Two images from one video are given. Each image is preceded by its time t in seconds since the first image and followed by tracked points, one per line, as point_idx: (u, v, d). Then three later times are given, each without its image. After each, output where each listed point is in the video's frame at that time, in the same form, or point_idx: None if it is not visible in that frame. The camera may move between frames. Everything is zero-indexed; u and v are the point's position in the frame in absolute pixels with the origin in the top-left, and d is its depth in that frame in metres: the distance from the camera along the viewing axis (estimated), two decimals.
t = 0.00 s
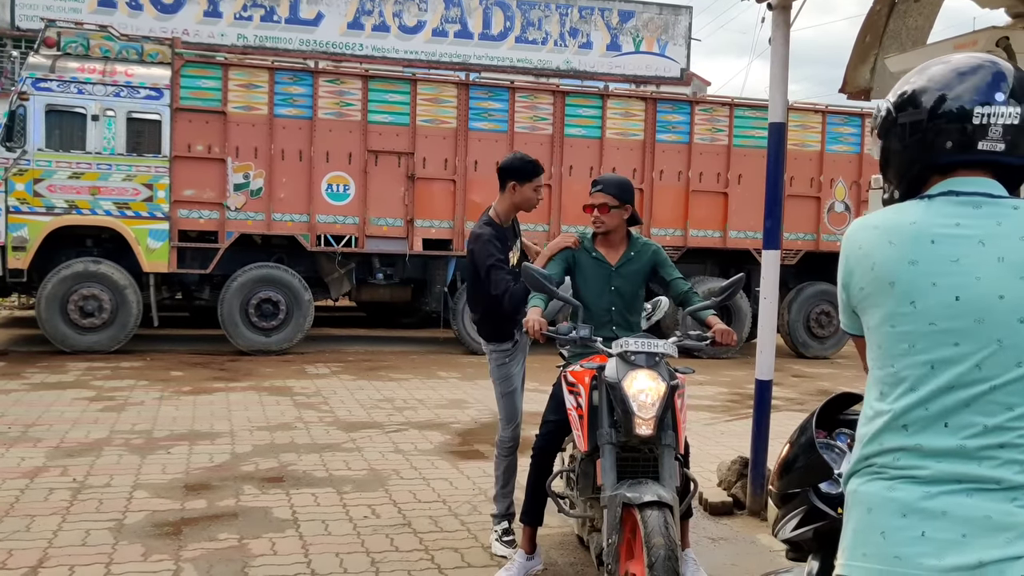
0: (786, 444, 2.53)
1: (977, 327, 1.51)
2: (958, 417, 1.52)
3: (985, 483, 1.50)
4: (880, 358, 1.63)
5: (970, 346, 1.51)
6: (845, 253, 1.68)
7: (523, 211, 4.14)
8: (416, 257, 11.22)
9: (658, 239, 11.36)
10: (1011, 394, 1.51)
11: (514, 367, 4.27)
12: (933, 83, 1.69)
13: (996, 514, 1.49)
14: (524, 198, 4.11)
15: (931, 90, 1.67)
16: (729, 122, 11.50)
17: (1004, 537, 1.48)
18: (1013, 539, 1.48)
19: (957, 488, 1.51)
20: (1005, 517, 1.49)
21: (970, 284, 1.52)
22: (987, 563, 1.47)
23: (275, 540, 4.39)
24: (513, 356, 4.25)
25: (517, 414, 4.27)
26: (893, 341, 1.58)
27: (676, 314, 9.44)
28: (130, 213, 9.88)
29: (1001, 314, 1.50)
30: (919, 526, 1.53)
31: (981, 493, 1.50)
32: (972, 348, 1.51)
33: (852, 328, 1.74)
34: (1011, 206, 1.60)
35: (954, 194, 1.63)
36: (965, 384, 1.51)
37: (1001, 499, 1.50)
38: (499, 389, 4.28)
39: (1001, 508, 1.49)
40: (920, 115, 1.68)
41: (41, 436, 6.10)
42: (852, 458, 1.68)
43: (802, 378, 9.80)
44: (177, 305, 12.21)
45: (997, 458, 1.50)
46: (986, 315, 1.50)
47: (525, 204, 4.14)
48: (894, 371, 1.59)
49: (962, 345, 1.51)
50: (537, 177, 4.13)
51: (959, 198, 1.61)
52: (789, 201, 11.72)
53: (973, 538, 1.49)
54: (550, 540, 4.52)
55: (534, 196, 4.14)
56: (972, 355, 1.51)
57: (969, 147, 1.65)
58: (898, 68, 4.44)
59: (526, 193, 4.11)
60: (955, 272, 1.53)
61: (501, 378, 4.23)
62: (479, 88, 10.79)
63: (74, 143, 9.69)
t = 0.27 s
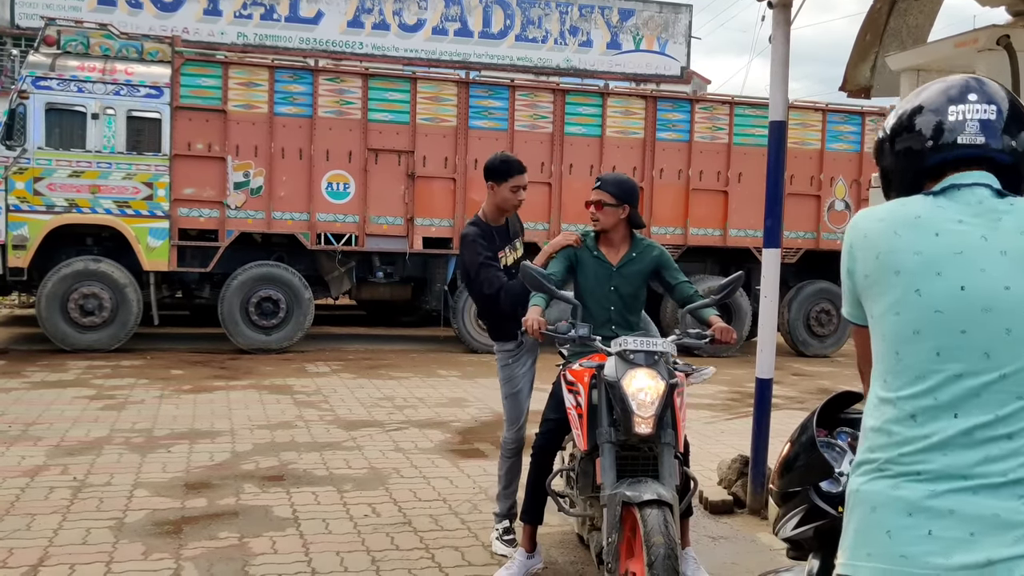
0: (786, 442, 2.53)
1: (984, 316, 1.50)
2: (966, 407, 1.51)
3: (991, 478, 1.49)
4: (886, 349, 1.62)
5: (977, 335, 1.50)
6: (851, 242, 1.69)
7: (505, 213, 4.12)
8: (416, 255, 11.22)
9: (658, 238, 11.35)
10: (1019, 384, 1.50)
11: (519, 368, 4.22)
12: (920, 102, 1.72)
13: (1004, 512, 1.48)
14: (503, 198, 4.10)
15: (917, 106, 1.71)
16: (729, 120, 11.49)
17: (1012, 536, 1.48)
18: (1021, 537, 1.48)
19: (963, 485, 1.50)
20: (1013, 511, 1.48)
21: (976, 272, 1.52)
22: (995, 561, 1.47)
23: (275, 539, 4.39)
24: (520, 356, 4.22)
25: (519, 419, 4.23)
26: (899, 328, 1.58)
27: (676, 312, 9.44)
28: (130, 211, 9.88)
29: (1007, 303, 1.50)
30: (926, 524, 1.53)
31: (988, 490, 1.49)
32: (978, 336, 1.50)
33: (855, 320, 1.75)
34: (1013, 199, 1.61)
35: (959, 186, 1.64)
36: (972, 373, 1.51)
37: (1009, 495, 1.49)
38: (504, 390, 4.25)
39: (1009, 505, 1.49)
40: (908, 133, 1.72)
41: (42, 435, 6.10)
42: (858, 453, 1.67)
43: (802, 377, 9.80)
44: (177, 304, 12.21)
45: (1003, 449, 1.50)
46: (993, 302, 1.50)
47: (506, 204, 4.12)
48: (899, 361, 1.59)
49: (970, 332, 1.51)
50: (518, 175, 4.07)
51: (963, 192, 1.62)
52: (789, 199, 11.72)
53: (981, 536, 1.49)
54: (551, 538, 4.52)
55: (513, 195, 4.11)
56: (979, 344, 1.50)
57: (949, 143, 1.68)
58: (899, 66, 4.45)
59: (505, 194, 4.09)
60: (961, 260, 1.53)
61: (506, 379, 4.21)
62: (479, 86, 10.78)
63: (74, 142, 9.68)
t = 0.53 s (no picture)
0: (787, 442, 2.53)
1: (976, 322, 1.50)
2: (961, 413, 1.51)
3: (986, 481, 1.49)
4: (879, 355, 1.63)
5: (969, 341, 1.50)
6: (842, 252, 1.69)
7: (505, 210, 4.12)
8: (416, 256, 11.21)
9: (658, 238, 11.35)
10: (1014, 388, 1.50)
11: (527, 370, 4.22)
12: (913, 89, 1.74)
13: (998, 514, 1.48)
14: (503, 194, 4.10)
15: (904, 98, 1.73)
16: (729, 121, 11.49)
17: (1007, 538, 1.48)
18: (1016, 540, 1.47)
19: (958, 488, 1.51)
20: (1007, 514, 1.48)
21: (969, 277, 1.52)
22: (991, 563, 1.47)
23: (275, 539, 4.39)
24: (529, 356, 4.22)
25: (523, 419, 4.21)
26: (891, 336, 1.58)
27: (676, 312, 9.44)
28: (130, 211, 9.88)
29: (999, 307, 1.50)
30: (921, 526, 1.53)
31: (983, 493, 1.49)
32: (971, 343, 1.50)
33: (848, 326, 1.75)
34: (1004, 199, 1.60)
35: (952, 188, 1.64)
36: (966, 380, 1.51)
37: (1003, 498, 1.49)
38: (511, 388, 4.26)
39: (1003, 507, 1.48)
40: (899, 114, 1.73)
41: (42, 435, 6.10)
42: (853, 457, 1.68)
43: (802, 377, 9.80)
44: (177, 304, 12.21)
45: (999, 454, 1.50)
46: (984, 308, 1.50)
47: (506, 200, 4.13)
48: (893, 368, 1.59)
49: (962, 340, 1.51)
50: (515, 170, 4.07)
51: (953, 195, 1.62)
52: (789, 199, 11.72)
53: (976, 538, 1.49)
54: (551, 539, 4.52)
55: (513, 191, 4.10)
56: (971, 350, 1.50)
57: (937, 134, 1.68)
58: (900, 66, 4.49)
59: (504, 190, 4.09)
60: (953, 265, 1.53)
61: (514, 378, 4.22)
62: (479, 86, 10.78)
63: (74, 142, 9.68)
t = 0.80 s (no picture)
0: (787, 441, 2.54)
1: (969, 321, 1.51)
2: (956, 413, 1.51)
3: (984, 480, 1.49)
4: (873, 358, 1.63)
5: (963, 340, 1.50)
6: (834, 257, 1.70)
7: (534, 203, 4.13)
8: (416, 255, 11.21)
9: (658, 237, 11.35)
10: (1009, 386, 1.50)
11: (543, 370, 4.10)
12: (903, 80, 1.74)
13: (996, 513, 1.48)
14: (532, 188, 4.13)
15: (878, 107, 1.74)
16: (729, 120, 11.49)
17: (1005, 536, 1.47)
18: (1015, 539, 1.47)
19: (956, 487, 1.50)
20: (1005, 512, 1.48)
21: (961, 277, 1.52)
22: (989, 562, 1.46)
23: (276, 538, 4.39)
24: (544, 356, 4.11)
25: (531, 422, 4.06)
26: (886, 339, 1.59)
27: (676, 311, 9.44)
28: (130, 211, 9.87)
29: (993, 305, 1.50)
30: (919, 526, 1.52)
31: (982, 492, 1.49)
32: (965, 343, 1.51)
33: (841, 332, 1.75)
34: (993, 199, 1.61)
35: (943, 189, 1.64)
36: (961, 379, 1.51)
37: (1001, 497, 1.49)
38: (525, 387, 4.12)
39: (1001, 506, 1.48)
40: (886, 105, 1.73)
41: (42, 434, 6.10)
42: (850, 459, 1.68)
43: (802, 376, 9.80)
44: (177, 303, 12.21)
45: (994, 452, 1.49)
46: (977, 307, 1.50)
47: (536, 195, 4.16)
48: (887, 371, 1.60)
49: (956, 339, 1.51)
50: (543, 163, 4.10)
51: (941, 197, 1.63)
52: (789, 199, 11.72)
53: (974, 538, 1.48)
54: (551, 538, 4.52)
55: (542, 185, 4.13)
56: (965, 349, 1.50)
57: (910, 143, 1.69)
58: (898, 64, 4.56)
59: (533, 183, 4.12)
60: (945, 265, 1.53)
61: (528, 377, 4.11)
62: (479, 85, 10.78)
63: (74, 142, 9.68)
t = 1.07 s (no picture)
0: (787, 441, 2.55)
1: (962, 322, 1.51)
2: (952, 414, 1.51)
3: (980, 481, 1.48)
4: (867, 361, 1.64)
5: (956, 342, 1.50)
6: (827, 263, 1.71)
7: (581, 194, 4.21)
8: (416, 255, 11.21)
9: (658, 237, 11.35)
10: (1004, 387, 1.49)
11: (551, 367, 4.05)
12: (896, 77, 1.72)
13: (992, 515, 1.47)
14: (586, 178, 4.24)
15: (860, 119, 1.77)
16: (729, 120, 11.49)
17: (1001, 539, 1.46)
18: (1010, 541, 1.46)
19: (952, 489, 1.50)
20: (1001, 513, 1.47)
21: (954, 280, 1.52)
22: (985, 565, 1.45)
23: (276, 539, 4.40)
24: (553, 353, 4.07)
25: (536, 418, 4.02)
26: (880, 342, 1.59)
27: (676, 312, 9.44)
28: (130, 211, 9.87)
29: (986, 307, 1.50)
30: (914, 529, 1.52)
31: (977, 493, 1.49)
32: (957, 345, 1.51)
33: (837, 338, 1.76)
34: (984, 201, 1.60)
35: (936, 193, 1.64)
36: (955, 381, 1.51)
37: (997, 498, 1.48)
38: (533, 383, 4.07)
39: (997, 508, 1.47)
40: (876, 103, 1.73)
41: (42, 435, 6.10)
42: (846, 462, 1.68)
43: (802, 377, 9.80)
44: (177, 304, 12.21)
45: (988, 453, 1.49)
46: (970, 310, 1.50)
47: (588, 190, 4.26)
48: (882, 374, 1.60)
49: (948, 342, 1.51)
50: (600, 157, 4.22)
51: (931, 201, 1.63)
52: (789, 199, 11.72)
53: (970, 539, 1.48)
54: (551, 538, 4.53)
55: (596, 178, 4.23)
56: (959, 352, 1.50)
57: (885, 157, 1.72)
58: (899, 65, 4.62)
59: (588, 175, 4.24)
60: (937, 269, 1.54)
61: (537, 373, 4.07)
62: (479, 86, 10.78)
63: (74, 142, 9.68)
